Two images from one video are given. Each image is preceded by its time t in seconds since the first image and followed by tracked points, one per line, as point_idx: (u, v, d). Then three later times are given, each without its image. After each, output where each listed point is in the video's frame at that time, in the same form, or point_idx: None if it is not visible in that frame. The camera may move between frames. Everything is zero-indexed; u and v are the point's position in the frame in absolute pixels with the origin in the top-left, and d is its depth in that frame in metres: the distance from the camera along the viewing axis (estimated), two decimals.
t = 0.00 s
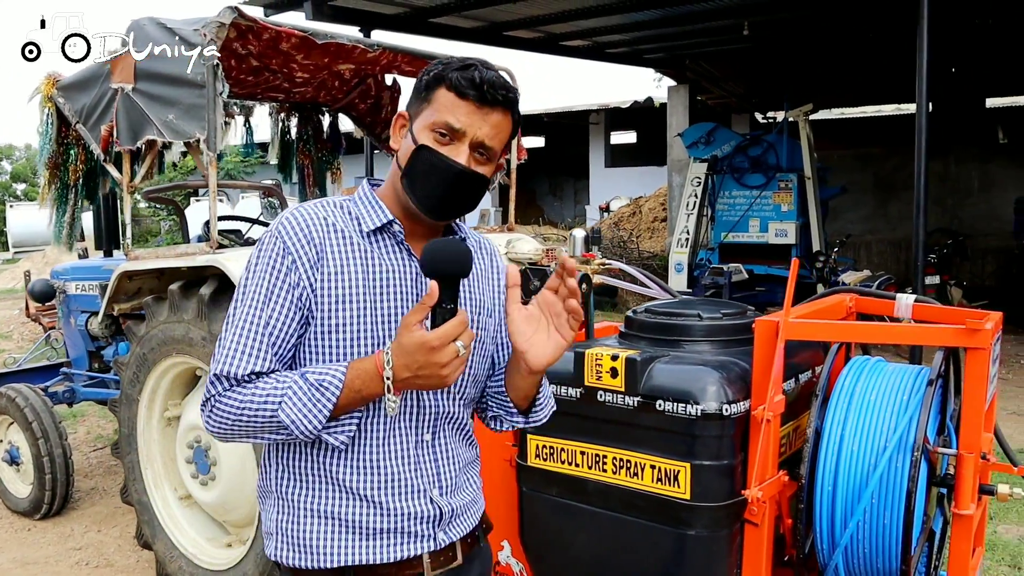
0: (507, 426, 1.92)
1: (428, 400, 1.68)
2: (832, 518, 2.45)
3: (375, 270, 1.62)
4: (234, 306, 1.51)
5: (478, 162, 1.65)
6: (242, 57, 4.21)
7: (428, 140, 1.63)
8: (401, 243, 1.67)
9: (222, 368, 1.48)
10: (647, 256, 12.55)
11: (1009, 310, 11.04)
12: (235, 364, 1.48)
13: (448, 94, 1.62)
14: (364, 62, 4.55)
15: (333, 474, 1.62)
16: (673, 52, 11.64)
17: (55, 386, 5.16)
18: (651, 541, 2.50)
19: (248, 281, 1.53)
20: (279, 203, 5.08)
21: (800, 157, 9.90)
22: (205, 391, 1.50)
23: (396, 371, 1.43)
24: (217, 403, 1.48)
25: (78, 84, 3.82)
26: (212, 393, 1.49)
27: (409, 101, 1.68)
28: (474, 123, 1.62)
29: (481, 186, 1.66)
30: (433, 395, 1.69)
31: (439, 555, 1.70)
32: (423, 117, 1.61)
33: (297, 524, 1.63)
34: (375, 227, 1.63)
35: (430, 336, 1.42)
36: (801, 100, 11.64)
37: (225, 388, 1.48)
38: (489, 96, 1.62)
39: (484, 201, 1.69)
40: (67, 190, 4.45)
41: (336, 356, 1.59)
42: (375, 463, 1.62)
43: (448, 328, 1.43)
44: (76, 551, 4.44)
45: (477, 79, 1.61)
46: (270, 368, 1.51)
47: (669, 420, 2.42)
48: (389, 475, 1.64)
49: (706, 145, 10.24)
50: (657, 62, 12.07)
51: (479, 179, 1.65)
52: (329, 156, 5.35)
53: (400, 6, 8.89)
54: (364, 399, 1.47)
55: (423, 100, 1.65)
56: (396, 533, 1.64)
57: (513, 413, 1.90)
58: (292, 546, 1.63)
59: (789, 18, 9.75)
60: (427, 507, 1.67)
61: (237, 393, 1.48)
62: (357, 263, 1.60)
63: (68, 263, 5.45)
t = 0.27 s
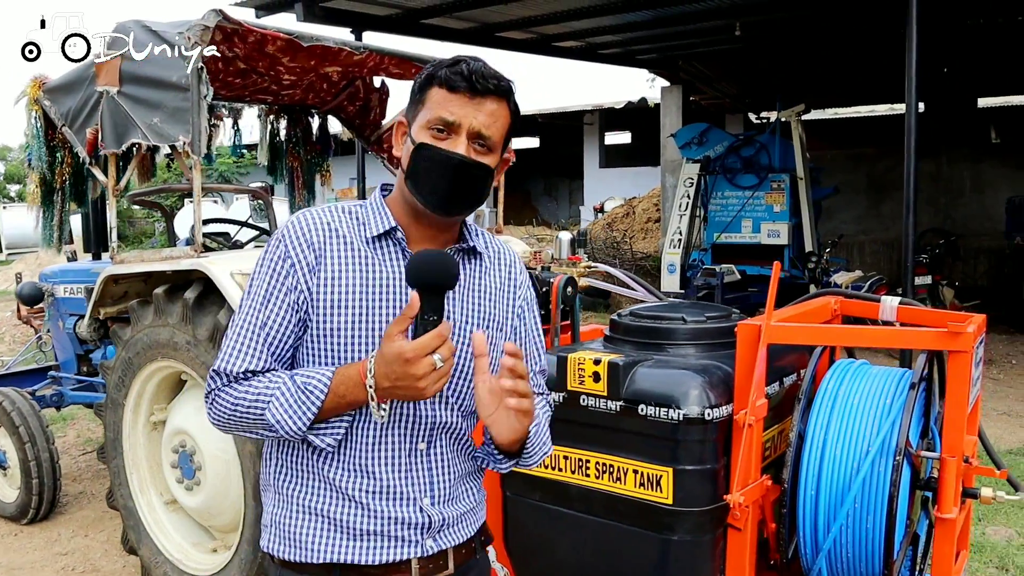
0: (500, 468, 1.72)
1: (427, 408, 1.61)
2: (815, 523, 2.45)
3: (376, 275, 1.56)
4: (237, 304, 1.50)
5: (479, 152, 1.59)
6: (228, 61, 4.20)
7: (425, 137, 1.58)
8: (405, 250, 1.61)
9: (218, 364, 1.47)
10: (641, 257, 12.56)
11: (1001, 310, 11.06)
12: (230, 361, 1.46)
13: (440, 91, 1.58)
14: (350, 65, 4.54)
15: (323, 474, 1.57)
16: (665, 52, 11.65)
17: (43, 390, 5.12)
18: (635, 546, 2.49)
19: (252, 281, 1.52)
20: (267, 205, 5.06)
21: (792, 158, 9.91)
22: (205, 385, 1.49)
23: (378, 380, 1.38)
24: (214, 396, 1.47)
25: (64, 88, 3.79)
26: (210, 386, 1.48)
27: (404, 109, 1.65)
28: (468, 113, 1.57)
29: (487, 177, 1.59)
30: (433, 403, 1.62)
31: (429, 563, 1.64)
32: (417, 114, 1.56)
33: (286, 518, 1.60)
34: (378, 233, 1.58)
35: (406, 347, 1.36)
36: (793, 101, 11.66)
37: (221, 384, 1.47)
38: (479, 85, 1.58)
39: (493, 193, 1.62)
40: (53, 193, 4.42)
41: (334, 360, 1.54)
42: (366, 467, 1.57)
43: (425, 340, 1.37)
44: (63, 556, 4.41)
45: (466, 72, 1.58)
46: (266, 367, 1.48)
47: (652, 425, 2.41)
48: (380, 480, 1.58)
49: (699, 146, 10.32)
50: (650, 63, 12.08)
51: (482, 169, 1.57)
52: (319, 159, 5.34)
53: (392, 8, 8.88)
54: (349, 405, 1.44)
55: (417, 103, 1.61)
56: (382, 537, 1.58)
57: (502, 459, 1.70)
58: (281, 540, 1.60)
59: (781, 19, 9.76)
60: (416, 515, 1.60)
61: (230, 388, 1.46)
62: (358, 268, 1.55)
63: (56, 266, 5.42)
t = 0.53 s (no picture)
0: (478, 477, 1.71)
1: (408, 415, 1.58)
2: (796, 526, 2.45)
3: (359, 281, 1.53)
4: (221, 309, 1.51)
5: (458, 137, 1.55)
6: (210, 64, 4.17)
7: (401, 129, 1.54)
8: (389, 255, 1.57)
9: (202, 368, 1.48)
10: (628, 260, 12.57)
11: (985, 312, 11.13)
12: (214, 365, 1.47)
13: (412, 85, 1.56)
14: (332, 68, 4.52)
15: (303, 478, 1.56)
16: (652, 56, 11.67)
17: (24, 395, 5.06)
18: (618, 551, 2.49)
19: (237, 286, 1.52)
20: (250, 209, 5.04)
21: (778, 161, 9.94)
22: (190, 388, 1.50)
23: (354, 391, 1.37)
24: (198, 400, 1.49)
25: (43, 90, 3.75)
26: (195, 390, 1.49)
27: (380, 113, 1.62)
28: (441, 99, 1.54)
29: (470, 159, 1.53)
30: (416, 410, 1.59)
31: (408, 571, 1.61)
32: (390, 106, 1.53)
33: (268, 520, 1.59)
34: (361, 238, 1.55)
35: (379, 361, 1.34)
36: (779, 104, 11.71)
37: (205, 388, 1.48)
38: (448, 72, 1.56)
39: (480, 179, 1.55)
40: (32, 196, 4.38)
41: (316, 366, 1.53)
42: (344, 472, 1.55)
43: (398, 354, 1.35)
44: (43, 563, 4.36)
45: (435, 63, 1.57)
46: (249, 373, 1.49)
47: (633, 429, 2.41)
48: (359, 486, 1.56)
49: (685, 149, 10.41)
50: (637, 66, 12.11)
51: (464, 149, 1.51)
52: (303, 162, 5.32)
53: (377, 11, 8.86)
54: (328, 414, 1.43)
55: (392, 102, 1.58)
56: (361, 544, 1.56)
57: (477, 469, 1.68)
58: (262, 542, 1.60)
59: (766, 23, 9.80)
60: (394, 522, 1.58)
61: (213, 393, 1.47)
62: (340, 274, 1.52)
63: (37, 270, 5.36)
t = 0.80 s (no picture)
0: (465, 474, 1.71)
1: (388, 422, 1.57)
2: (794, 530, 2.43)
3: (337, 289, 1.52)
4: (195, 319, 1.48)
5: (430, 138, 1.53)
6: (203, 64, 4.15)
7: (373, 132, 1.52)
8: (366, 260, 1.56)
9: (179, 379, 1.46)
10: (625, 261, 12.55)
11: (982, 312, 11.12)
12: (191, 376, 1.45)
13: (382, 88, 1.54)
14: (326, 69, 4.49)
15: (281, 486, 1.54)
16: (648, 56, 11.66)
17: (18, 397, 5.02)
18: (613, 555, 2.46)
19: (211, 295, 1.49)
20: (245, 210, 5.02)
21: (775, 162, 9.93)
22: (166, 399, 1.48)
23: (336, 398, 1.37)
24: (173, 412, 1.47)
25: (33, 91, 3.73)
26: (170, 402, 1.47)
27: (350, 118, 1.60)
28: (412, 102, 1.52)
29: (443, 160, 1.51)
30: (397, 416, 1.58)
31: None
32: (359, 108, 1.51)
33: (246, 530, 1.57)
34: (337, 244, 1.53)
35: (363, 368, 1.34)
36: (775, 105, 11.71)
37: (181, 399, 1.46)
38: (418, 73, 1.55)
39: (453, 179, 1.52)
40: (21, 196, 4.35)
41: (294, 374, 1.51)
42: (322, 479, 1.54)
43: (382, 361, 1.34)
44: (37, 566, 4.33)
45: (404, 65, 1.55)
46: (226, 384, 1.47)
47: (628, 432, 2.38)
48: (338, 494, 1.54)
49: (682, 149, 10.39)
50: (633, 67, 12.10)
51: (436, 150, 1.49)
52: (296, 163, 5.31)
53: (373, 11, 8.84)
54: (308, 422, 1.43)
55: (363, 106, 1.56)
56: (341, 551, 1.55)
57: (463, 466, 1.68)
58: (240, 550, 1.58)
59: (762, 23, 9.79)
60: (373, 529, 1.56)
61: (189, 405, 1.45)
62: (317, 281, 1.51)
63: (31, 271, 5.33)
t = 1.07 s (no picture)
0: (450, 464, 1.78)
1: (373, 422, 1.65)
2: (811, 537, 2.38)
3: (319, 291, 1.60)
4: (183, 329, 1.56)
5: (402, 139, 1.62)
6: (214, 66, 4.15)
7: (347, 145, 1.60)
8: (345, 261, 1.64)
9: (170, 389, 1.53)
10: (640, 263, 12.49)
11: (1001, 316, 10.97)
12: (182, 384, 1.52)
13: (345, 100, 1.61)
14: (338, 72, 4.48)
15: (273, 487, 1.62)
16: (662, 58, 11.61)
17: (32, 401, 5.05)
18: (625, 561, 2.43)
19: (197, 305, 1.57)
20: (257, 214, 5.01)
21: (791, 164, 9.82)
22: (158, 408, 1.55)
23: (325, 398, 1.44)
24: (168, 421, 1.54)
25: (47, 94, 3.73)
26: (163, 411, 1.54)
27: (313, 132, 1.67)
28: (380, 108, 1.61)
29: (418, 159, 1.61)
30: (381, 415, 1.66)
31: None
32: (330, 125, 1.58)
33: (241, 534, 1.65)
34: (317, 247, 1.61)
35: (350, 365, 1.41)
36: (790, 106, 11.62)
37: (173, 408, 1.53)
38: (378, 77, 1.62)
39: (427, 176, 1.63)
40: (32, 200, 4.39)
41: (281, 376, 1.59)
42: (313, 479, 1.62)
43: (369, 357, 1.42)
44: (49, 569, 4.34)
45: (361, 73, 1.62)
46: (217, 389, 1.55)
47: (643, 437, 2.35)
48: (327, 493, 1.62)
49: (697, 152, 10.24)
50: (648, 69, 12.04)
51: (410, 150, 1.60)
52: (309, 165, 5.31)
53: (386, 14, 8.84)
54: (301, 422, 1.51)
55: (328, 119, 1.63)
56: (332, 550, 1.62)
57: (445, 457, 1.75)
58: (237, 550, 1.66)
59: (778, 24, 9.70)
60: (363, 527, 1.64)
61: (184, 413, 1.52)
62: (299, 286, 1.59)
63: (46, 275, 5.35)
